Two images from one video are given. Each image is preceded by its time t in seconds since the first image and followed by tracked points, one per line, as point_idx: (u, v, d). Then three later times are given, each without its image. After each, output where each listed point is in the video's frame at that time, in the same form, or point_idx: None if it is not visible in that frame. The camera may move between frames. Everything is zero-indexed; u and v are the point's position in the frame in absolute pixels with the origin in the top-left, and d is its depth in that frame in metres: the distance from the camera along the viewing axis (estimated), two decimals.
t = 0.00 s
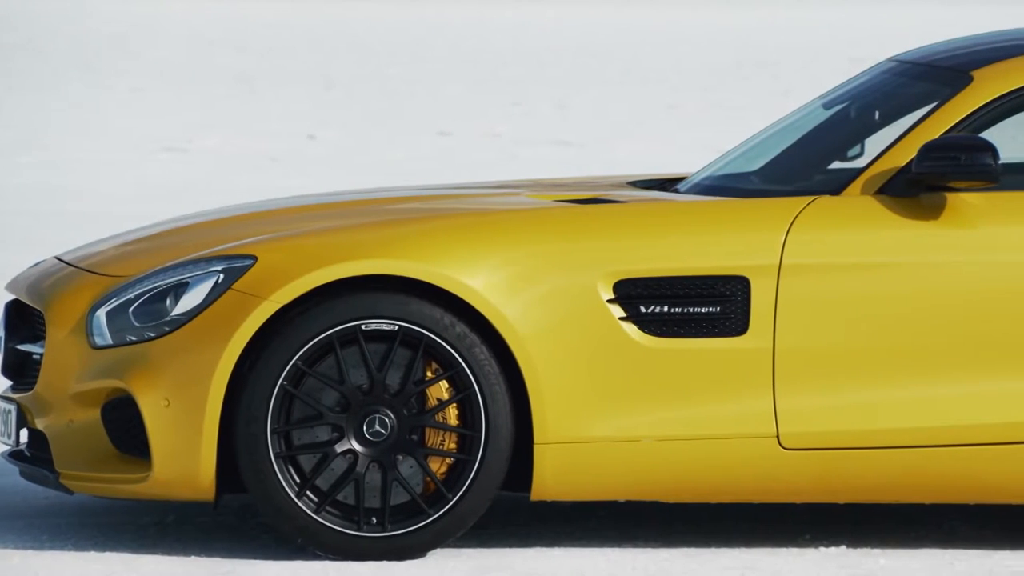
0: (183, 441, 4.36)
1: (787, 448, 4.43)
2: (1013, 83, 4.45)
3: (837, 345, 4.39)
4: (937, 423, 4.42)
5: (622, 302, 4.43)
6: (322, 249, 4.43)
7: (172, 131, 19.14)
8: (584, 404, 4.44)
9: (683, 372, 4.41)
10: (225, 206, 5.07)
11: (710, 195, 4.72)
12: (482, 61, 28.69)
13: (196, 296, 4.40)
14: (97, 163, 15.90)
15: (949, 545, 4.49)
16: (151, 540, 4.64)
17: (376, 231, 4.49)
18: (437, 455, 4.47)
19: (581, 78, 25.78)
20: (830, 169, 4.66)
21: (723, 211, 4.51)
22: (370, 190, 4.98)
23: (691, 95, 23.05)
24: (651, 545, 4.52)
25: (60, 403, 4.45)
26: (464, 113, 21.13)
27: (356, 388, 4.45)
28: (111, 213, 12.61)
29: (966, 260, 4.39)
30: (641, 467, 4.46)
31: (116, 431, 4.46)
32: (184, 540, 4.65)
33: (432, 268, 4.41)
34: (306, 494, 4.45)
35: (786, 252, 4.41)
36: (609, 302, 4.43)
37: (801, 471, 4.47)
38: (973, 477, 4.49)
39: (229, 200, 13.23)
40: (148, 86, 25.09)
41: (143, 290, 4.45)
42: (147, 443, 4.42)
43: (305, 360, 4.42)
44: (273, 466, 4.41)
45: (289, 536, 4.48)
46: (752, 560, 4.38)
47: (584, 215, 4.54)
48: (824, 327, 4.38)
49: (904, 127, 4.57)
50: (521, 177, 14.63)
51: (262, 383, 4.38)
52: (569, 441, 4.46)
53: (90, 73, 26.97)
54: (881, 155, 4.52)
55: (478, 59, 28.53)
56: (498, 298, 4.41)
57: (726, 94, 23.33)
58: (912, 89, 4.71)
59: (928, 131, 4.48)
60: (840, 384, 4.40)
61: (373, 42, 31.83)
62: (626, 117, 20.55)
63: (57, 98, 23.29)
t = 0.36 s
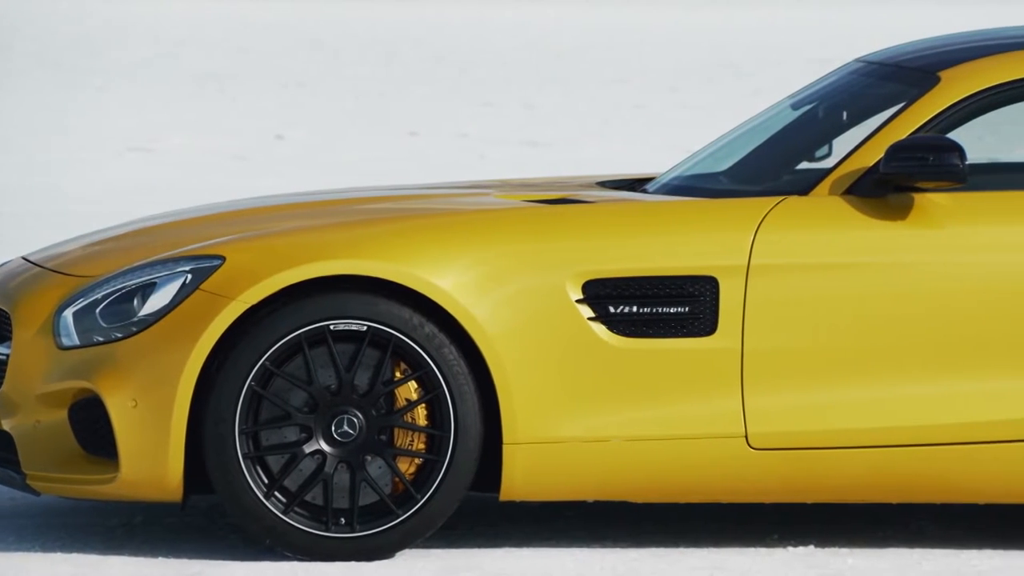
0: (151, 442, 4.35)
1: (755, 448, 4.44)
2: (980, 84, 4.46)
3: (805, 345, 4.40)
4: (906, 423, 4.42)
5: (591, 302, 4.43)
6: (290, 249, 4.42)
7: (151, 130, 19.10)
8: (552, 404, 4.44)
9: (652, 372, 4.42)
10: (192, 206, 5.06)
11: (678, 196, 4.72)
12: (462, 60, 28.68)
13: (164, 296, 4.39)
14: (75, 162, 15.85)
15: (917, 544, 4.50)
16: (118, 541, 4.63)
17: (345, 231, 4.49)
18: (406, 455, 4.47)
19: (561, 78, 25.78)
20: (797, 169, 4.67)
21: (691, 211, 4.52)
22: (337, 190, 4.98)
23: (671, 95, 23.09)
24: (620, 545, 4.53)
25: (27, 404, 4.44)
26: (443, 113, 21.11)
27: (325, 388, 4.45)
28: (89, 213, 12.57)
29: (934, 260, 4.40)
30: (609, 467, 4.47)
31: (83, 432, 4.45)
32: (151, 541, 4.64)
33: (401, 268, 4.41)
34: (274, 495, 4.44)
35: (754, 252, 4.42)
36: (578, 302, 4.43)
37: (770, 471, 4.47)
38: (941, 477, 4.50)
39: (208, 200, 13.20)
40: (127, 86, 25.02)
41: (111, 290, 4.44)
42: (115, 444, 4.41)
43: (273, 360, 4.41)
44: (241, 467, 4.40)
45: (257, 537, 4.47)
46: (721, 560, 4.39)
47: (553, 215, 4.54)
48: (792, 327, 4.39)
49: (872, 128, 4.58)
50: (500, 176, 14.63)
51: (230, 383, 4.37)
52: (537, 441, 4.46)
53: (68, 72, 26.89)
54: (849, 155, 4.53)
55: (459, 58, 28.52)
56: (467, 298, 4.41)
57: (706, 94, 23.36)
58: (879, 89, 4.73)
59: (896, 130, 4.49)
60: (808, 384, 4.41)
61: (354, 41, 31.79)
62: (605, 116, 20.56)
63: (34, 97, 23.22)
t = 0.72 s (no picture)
0: (114, 442, 4.34)
1: (719, 447, 4.45)
2: (944, 84, 4.47)
3: (769, 344, 4.40)
4: (870, 422, 4.43)
5: (556, 302, 4.44)
6: (254, 249, 4.41)
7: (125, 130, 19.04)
8: (517, 404, 4.44)
9: (616, 373, 4.42)
10: (155, 206, 5.05)
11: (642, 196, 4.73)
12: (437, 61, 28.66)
13: (127, 296, 4.38)
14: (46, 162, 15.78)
15: (880, 543, 4.51)
16: (80, 542, 4.61)
17: (308, 231, 4.48)
18: (370, 456, 4.46)
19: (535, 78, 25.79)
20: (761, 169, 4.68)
21: (655, 211, 4.53)
22: (301, 190, 4.97)
23: (645, 96, 23.12)
24: (584, 544, 4.53)
25: None
26: (416, 113, 21.10)
27: (289, 389, 4.44)
28: (60, 213, 12.52)
29: (898, 260, 4.41)
30: (574, 467, 4.47)
31: (46, 431, 4.45)
32: (114, 542, 4.62)
33: (366, 268, 4.40)
34: (237, 495, 4.43)
35: (719, 252, 4.43)
36: (543, 302, 4.43)
37: (735, 470, 4.48)
38: (905, 476, 4.51)
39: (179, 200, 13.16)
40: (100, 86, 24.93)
41: (74, 290, 4.42)
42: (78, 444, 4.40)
43: (237, 361, 4.40)
44: (205, 468, 4.39)
45: (221, 538, 4.46)
46: (685, 559, 4.40)
47: (518, 215, 4.54)
48: (757, 327, 4.40)
49: (836, 128, 4.59)
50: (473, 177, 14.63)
51: (194, 383, 4.36)
52: (502, 441, 4.46)
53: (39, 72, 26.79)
54: (813, 155, 4.54)
55: (434, 59, 28.52)
56: (432, 298, 4.41)
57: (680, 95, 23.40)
58: (843, 90, 4.74)
59: (860, 131, 4.50)
60: (772, 384, 4.42)
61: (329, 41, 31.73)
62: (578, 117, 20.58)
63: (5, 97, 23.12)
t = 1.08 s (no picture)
0: (75, 443, 4.33)
1: (682, 448, 4.45)
2: (907, 85, 4.48)
3: (731, 345, 4.41)
4: (832, 422, 4.44)
5: (519, 303, 4.44)
6: (215, 249, 4.40)
7: (101, 129, 18.99)
8: (479, 404, 4.44)
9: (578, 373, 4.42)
10: (116, 207, 5.04)
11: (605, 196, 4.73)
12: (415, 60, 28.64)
13: (87, 296, 4.36)
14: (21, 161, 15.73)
15: (842, 543, 4.52)
16: (40, 544, 4.61)
17: (270, 231, 4.47)
18: (332, 456, 4.46)
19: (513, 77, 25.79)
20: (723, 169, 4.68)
21: (618, 212, 4.53)
22: (262, 190, 4.96)
23: (623, 95, 23.13)
24: (546, 545, 4.53)
25: None
26: (393, 112, 21.08)
27: (250, 389, 4.43)
28: (33, 213, 12.47)
29: (859, 260, 4.42)
30: (536, 467, 4.47)
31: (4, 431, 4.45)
32: (74, 544, 4.62)
33: (328, 268, 4.39)
34: (199, 496, 4.42)
35: (681, 252, 4.43)
36: (505, 302, 4.43)
37: (697, 471, 4.48)
38: (867, 477, 4.51)
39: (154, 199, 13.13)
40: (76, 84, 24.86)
41: (34, 291, 4.40)
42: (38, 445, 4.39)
43: (198, 362, 4.39)
44: (166, 469, 4.38)
45: (182, 539, 4.46)
46: (647, 559, 4.40)
47: (480, 216, 4.54)
48: (718, 328, 4.40)
49: (797, 128, 4.60)
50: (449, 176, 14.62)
51: (155, 384, 4.35)
52: (464, 442, 4.46)
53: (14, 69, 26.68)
54: (775, 155, 4.55)
55: (413, 58, 28.49)
56: (394, 299, 4.40)
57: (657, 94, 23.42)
58: (805, 90, 4.75)
59: (822, 131, 4.50)
60: (735, 384, 4.42)
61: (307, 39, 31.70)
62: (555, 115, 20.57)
63: None
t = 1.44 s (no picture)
0: (38, 444, 4.32)
1: (648, 447, 4.45)
2: (872, 85, 4.49)
3: (697, 345, 4.41)
4: (798, 422, 4.44)
5: (485, 303, 4.43)
6: (180, 249, 4.39)
7: (75, 130, 18.95)
8: (445, 404, 4.44)
9: (544, 373, 4.42)
10: (80, 206, 5.02)
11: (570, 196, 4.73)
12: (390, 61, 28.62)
13: (51, 297, 4.35)
14: None
15: (807, 542, 4.53)
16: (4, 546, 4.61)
17: (235, 232, 4.46)
18: (297, 457, 4.45)
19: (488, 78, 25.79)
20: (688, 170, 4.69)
21: (584, 212, 4.53)
22: (226, 190, 4.96)
23: (598, 96, 23.15)
24: (513, 545, 4.53)
25: None
26: (367, 112, 21.05)
27: (215, 390, 4.42)
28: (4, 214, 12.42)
29: (825, 260, 4.42)
30: (502, 467, 4.47)
31: None
32: (38, 546, 4.63)
33: (293, 269, 4.39)
34: (163, 497, 4.42)
35: (647, 252, 4.44)
36: (471, 302, 4.43)
37: (662, 470, 4.49)
38: (833, 477, 4.51)
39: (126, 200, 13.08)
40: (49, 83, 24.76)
41: None
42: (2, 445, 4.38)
43: (163, 362, 4.38)
44: (130, 470, 4.37)
45: (146, 540, 4.45)
46: (613, 559, 4.41)
47: (446, 216, 4.54)
48: (684, 327, 4.41)
49: (762, 128, 4.60)
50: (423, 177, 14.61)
51: (120, 385, 4.34)
52: (430, 442, 4.46)
53: None
54: (741, 155, 4.55)
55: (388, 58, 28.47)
56: (359, 299, 4.40)
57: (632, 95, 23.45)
58: (770, 90, 4.76)
59: (788, 131, 4.51)
60: (700, 384, 4.43)
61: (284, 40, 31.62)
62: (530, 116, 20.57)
63: None
